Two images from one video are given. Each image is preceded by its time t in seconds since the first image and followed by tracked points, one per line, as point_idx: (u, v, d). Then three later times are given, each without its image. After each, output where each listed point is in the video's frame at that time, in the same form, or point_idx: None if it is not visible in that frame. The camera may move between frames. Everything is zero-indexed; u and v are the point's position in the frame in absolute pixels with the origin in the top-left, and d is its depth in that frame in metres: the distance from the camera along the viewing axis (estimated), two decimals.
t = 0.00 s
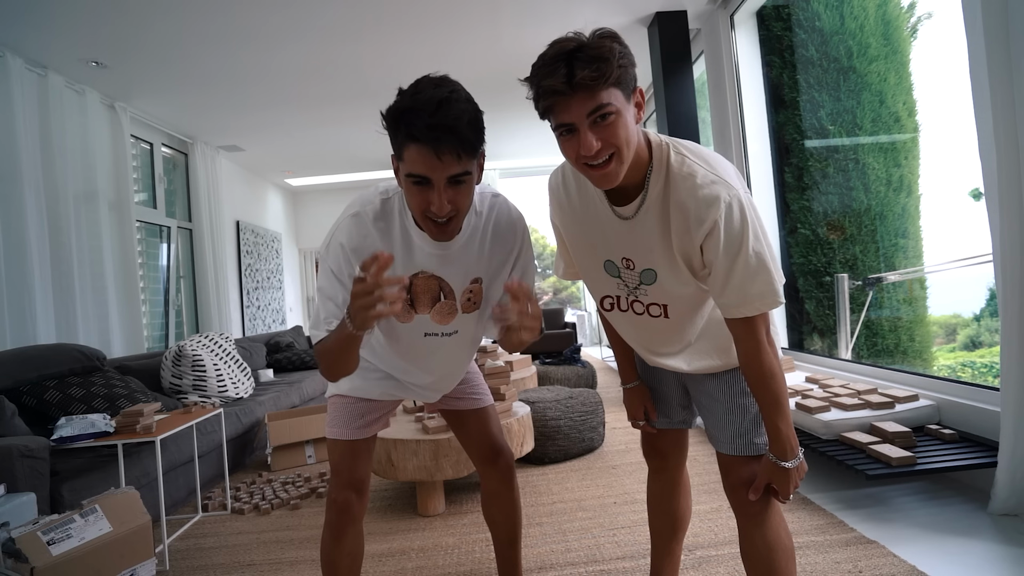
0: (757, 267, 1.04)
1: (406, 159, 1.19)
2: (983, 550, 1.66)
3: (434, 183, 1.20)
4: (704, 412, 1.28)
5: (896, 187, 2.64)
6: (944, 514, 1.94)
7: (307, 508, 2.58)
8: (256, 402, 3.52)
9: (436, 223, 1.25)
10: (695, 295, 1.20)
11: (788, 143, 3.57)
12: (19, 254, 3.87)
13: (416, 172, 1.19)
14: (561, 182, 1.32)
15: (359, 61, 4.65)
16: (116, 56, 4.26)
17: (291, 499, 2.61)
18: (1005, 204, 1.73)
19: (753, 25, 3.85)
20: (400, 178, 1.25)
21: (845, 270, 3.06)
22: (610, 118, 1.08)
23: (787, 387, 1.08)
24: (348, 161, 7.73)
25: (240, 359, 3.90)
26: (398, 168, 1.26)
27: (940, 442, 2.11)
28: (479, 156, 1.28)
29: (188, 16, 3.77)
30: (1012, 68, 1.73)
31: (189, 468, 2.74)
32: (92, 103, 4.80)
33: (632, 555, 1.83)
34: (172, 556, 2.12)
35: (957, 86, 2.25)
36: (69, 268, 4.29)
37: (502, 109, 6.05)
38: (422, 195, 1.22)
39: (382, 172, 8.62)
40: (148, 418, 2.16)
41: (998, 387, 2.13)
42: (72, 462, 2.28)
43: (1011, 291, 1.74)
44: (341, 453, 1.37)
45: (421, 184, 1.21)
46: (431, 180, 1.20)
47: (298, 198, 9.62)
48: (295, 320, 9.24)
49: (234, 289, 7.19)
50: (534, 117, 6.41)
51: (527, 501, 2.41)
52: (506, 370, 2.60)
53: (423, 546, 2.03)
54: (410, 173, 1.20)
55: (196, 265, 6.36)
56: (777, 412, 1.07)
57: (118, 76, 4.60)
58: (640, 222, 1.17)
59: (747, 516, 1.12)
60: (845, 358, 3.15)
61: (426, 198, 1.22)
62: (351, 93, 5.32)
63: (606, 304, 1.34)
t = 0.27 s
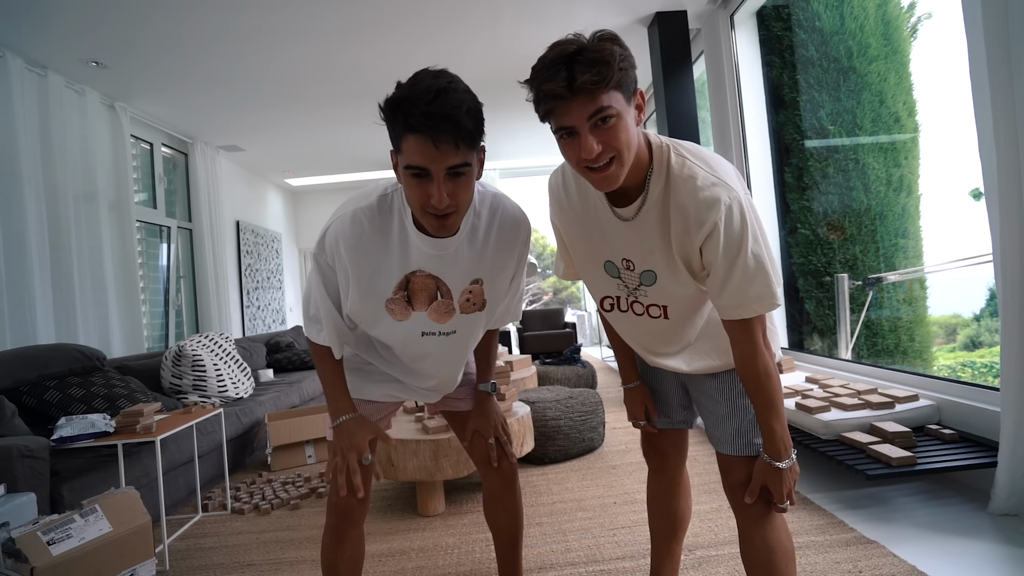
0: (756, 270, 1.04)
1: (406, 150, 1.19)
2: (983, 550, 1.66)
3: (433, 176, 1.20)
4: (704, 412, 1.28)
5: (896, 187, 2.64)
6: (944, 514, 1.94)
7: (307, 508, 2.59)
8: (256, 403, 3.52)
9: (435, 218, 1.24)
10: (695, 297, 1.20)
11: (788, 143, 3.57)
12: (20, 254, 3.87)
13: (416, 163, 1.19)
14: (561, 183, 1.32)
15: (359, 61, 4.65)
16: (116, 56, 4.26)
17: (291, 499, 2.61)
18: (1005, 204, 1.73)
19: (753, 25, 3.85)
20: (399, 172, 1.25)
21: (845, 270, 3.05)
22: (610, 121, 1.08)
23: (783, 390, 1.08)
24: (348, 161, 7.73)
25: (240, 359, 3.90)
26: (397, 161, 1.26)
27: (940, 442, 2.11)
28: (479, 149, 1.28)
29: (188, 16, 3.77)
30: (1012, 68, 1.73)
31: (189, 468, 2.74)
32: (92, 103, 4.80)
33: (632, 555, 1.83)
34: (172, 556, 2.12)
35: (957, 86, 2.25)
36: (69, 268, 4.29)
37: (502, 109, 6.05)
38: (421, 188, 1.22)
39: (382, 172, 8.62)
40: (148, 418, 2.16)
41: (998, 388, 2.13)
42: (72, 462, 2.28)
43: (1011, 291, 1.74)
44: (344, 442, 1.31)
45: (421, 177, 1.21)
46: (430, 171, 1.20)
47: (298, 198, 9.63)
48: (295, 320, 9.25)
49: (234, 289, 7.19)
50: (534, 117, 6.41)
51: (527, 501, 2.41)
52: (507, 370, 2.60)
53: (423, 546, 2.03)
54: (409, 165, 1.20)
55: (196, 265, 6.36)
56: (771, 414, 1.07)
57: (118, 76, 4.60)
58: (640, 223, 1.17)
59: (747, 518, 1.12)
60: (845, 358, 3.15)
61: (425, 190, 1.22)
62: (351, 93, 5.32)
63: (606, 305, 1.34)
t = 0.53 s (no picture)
0: (757, 269, 1.04)
1: (409, 129, 1.21)
2: (983, 550, 1.66)
3: (434, 158, 1.21)
4: (704, 412, 1.28)
5: (895, 187, 2.64)
6: (944, 514, 1.94)
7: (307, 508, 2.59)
8: (256, 403, 3.52)
9: (432, 201, 1.24)
10: (695, 296, 1.20)
11: (788, 143, 3.57)
12: (19, 254, 3.87)
13: (417, 142, 1.21)
14: (561, 184, 1.31)
15: (359, 61, 4.65)
16: (115, 56, 4.26)
17: (291, 499, 2.61)
18: (1005, 204, 1.73)
19: (753, 25, 3.85)
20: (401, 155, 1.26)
21: (845, 270, 3.05)
22: (610, 121, 1.08)
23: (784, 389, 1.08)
24: (348, 161, 7.73)
25: (240, 359, 3.90)
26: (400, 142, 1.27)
27: (940, 442, 2.11)
28: (483, 142, 1.29)
29: (188, 16, 3.76)
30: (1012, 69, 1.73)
31: (189, 468, 2.74)
32: (92, 103, 4.80)
33: (632, 555, 1.83)
34: (172, 556, 2.12)
35: (957, 86, 2.25)
36: (69, 268, 4.29)
37: (502, 109, 6.05)
38: (421, 169, 1.22)
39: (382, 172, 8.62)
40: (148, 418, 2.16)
41: (998, 388, 2.13)
42: (72, 462, 2.28)
43: (1010, 291, 1.74)
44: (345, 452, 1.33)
45: (421, 157, 1.22)
46: (431, 152, 1.21)
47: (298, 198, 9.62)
48: (295, 320, 9.25)
49: (234, 289, 7.19)
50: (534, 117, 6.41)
51: (527, 501, 2.41)
52: (507, 370, 2.60)
53: (423, 546, 2.03)
54: (412, 144, 1.22)
55: (196, 265, 6.36)
56: (771, 412, 1.07)
57: (118, 76, 4.60)
58: (641, 223, 1.17)
59: (748, 517, 1.12)
60: (845, 358, 3.15)
61: (423, 171, 1.22)
62: (351, 93, 5.32)
63: (606, 305, 1.34)
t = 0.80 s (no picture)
0: (756, 270, 1.04)
1: (414, 125, 1.21)
2: (983, 550, 1.66)
3: (435, 154, 1.21)
4: (704, 412, 1.28)
5: (895, 187, 2.64)
6: (944, 514, 1.94)
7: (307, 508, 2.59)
8: (256, 403, 3.52)
9: (430, 197, 1.24)
10: (695, 296, 1.20)
11: (788, 143, 3.57)
12: (19, 254, 3.87)
13: (420, 137, 1.21)
14: (561, 185, 1.31)
15: (358, 61, 4.65)
16: (115, 56, 4.26)
17: (291, 499, 2.61)
18: (1005, 205, 1.73)
19: (753, 25, 3.85)
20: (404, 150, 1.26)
21: (845, 270, 3.05)
22: (610, 122, 1.08)
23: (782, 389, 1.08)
24: (348, 161, 7.73)
25: (240, 359, 3.90)
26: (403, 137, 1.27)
27: (940, 442, 2.11)
28: (484, 146, 1.30)
29: (188, 16, 3.76)
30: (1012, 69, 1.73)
31: (189, 468, 2.74)
32: (92, 103, 4.80)
33: (632, 555, 1.83)
34: (172, 556, 2.12)
35: (957, 86, 2.25)
36: (69, 268, 4.29)
37: (502, 109, 6.05)
38: (421, 165, 1.23)
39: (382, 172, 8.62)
40: (148, 418, 2.16)
41: (998, 388, 2.13)
42: (72, 462, 2.28)
43: (1011, 291, 1.74)
44: (341, 461, 1.33)
45: (421, 151, 1.22)
46: (433, 148, 1.21)
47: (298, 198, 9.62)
48: (295, 320, 9.25)
49: (234, 289, 7.19)
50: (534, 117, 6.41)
51: (527, 501, 2.41)
52: (507, 370, 2.60)
53: (423, 546, 2.03)
54: (415, 139, 1.22)
55: (196, 265, 6.36)
56: (769, 412, 1.07)
57: (118, 76, 4.60)
58: (641, 223, 1.17)
59: (747, 517, 1.12)
60: (845, 358, 3.15)
61: (424, 166, 1.22)
62: (351, 93, 5.32)
63: (606, 306, 1.34)
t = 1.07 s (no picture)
0: (757, 268, 1.04)
1: (428, 134, 1.22)
2: (982, 550, 1.66)
3: (449, 166, 1.22)
4: (704, 412, 1.28)
5: (896, 187, 2.64)
6: (944, 514, 1.94)
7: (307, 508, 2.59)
8: (256, 403, 3.52)
9: (440, 209, 1.25)
10: (696, 296, 1.20)
11: (788, 143, 3.57)
12: (19, 254, 3.87)
13: (435, 148, 1.22)
14: (561, 186, 1.31)
15: (358, 61, 4.65)
16: (115, 55, 4.26)
17: (291, 499, 2.61)
18: (1005, 204, 1.73)
19: (753, 25, 3.85)
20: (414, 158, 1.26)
21: (845, 270, 3.06)
22: (609, 122, 1.08)
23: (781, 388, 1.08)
24: (348, 161, 7.73)
25: (240, 359, 3.90)
26: (412, 143, 1.28)
27: (940, 442, 2.11)
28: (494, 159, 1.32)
29: (188, 16, 3.76)
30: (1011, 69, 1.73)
31: (189, 468, 2.74)
32: (92, 103, 4.79)
33: (632, 555, 1.83)
34: (172, 556, 2.12)
35: (957, 86, 2.25)
36: (68, 267, 4.29)
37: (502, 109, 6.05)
38: (434, 176, 1.23)
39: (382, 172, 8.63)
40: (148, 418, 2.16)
41: (998, 388, 2.13)
42: (72, 462, 2.28)
43: (1011, 291, 1.74)
44: (343, 462, 1.32)
45: (434, 162, 1.23)
46: (446, 158, 1.22)
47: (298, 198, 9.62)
48: (295, 320, 9.25)
49: (234, 289, 7.19)
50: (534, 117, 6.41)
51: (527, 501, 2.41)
52: (507, 370, 2.60)
53: (422, 546, 2.03)
54: (427, 148, 1.22)
55: (196, 265, 6.36)
56: (768, 411, 1.07)
57: (118, 76, 4.60)
58: (641, 222, 1.17)
59: (748, 516, 1.12)
60: (845, 358, 3.15)
61: (437, 178, 1.23)
62: (351, 93, 5.32)
63: (607, 307, 1.34)
